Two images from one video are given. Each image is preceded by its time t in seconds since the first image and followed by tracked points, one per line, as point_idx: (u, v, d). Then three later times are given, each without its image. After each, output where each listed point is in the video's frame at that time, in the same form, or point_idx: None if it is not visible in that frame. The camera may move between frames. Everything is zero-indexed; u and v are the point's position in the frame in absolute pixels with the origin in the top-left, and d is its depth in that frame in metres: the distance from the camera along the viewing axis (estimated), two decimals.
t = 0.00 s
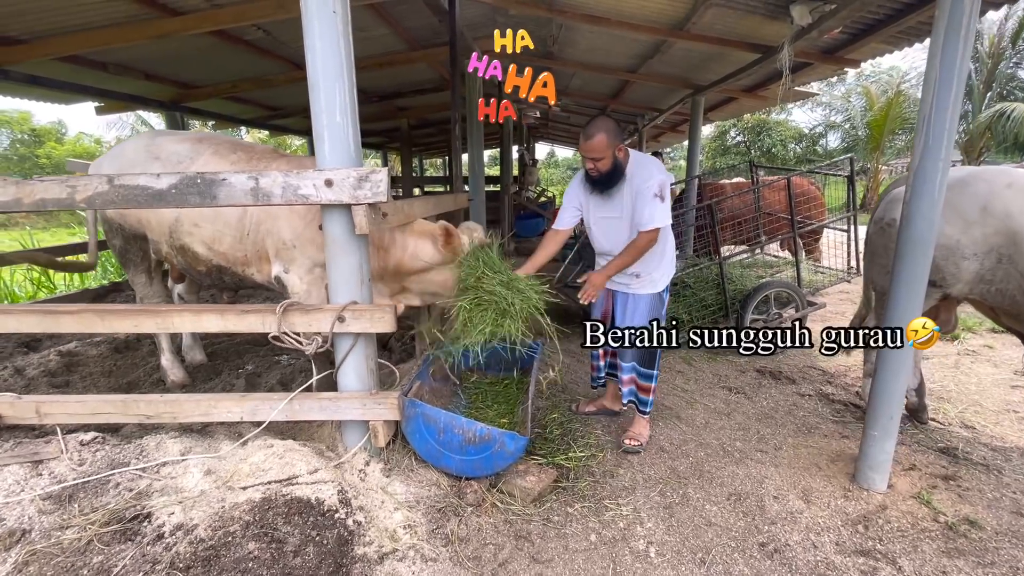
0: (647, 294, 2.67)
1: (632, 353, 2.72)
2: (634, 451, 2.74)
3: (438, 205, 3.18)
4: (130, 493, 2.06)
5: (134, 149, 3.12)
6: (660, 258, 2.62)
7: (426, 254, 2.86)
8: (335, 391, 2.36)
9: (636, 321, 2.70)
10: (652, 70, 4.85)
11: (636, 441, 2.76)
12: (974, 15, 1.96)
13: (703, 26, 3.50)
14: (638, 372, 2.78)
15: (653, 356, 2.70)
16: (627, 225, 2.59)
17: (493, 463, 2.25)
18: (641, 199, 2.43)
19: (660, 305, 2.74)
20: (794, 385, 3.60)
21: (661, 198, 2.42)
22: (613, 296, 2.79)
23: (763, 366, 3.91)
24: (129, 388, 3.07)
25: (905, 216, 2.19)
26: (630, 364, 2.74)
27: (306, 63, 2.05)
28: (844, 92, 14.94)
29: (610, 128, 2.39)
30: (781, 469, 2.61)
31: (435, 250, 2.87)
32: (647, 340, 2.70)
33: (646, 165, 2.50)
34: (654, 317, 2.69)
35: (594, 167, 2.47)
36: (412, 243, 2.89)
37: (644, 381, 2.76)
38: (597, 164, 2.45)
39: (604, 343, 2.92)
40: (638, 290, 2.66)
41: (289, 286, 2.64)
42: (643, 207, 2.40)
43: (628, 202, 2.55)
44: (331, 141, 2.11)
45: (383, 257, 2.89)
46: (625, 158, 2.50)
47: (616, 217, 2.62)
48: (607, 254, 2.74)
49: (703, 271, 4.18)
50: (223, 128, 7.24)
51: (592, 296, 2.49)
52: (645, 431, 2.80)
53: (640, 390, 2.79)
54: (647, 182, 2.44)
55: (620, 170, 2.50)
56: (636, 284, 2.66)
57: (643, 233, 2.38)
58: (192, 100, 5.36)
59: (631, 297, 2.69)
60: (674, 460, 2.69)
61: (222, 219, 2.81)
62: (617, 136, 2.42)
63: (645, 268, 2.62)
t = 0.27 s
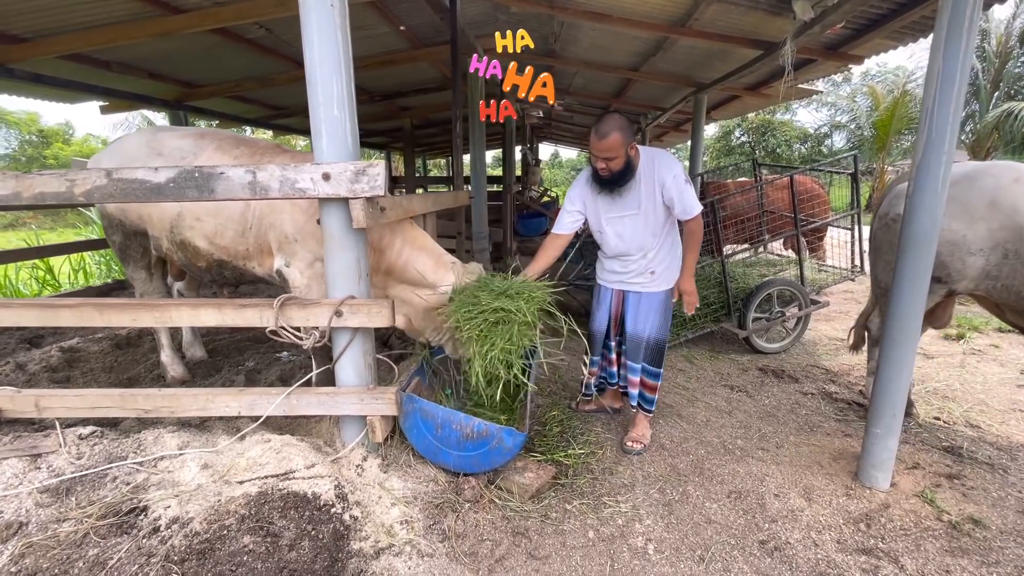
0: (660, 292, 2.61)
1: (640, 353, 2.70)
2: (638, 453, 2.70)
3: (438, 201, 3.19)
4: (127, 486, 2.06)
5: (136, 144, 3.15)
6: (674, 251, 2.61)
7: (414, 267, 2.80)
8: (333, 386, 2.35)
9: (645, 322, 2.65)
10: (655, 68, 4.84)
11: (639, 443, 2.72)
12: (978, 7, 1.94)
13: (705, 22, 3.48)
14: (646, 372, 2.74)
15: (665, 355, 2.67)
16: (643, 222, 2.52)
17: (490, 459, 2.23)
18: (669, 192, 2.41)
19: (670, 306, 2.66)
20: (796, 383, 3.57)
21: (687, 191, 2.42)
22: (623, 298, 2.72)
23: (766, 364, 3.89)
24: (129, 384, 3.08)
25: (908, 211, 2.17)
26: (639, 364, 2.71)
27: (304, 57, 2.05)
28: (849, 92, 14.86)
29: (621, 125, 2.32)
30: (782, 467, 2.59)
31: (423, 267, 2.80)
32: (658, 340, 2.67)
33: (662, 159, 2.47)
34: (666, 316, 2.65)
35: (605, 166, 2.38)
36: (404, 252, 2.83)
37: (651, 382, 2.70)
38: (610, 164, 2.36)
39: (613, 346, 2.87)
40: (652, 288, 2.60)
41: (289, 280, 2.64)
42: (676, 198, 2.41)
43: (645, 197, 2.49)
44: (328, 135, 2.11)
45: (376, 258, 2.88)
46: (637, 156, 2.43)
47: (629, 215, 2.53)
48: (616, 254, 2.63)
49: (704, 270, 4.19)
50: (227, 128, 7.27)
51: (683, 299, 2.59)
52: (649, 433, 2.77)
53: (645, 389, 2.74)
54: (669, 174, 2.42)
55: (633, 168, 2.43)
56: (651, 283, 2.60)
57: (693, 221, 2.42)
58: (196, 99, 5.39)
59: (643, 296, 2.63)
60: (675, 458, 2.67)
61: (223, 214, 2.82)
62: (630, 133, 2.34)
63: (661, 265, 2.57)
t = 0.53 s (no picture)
0: (669, 291, 2.61)
1: (650, 355, 2.68)
2: (637, 453, 2.69)
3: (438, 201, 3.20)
4: (127, 484, 2.08)
5: (139, 145, 3.17)
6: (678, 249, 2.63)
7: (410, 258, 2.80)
8: (333, 385, 2.35)
9: (655, 323, 2.64)
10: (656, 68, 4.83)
11: (639, 443, 2.72)
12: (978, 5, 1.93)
13: (706, 21, 3.47)
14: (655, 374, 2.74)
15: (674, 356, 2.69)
16: (651, 224, 2.48)
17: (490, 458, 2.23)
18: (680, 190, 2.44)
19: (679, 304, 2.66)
20: (798, 383, 3.56)
21: (696, 185, 2.46)
22: (632, 301, 2.69)
23: (768, 364, 3.87)
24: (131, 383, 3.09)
25: (909, 210, 2.16)
26: (649, 366, 2.70)
27: (303, 57, 2.06)
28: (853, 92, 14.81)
29: (626, 128, 2.29)
30: (783, 467, 2.58)
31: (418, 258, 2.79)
32: (668, 341, 2.67)
33: (668, 159, 2.47)
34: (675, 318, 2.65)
35: (607, 173, 2.33)
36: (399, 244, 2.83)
37: (661, 382, 2.71)
38: (610, 171, 2.31)
39: (620, 352, 2.83)
40: (662, 288, 2.59)
41: (289, 279, 2.64)
42: (687, 193, 2.45)
43: (653, 199, 2.46)
44: (327, 135, 2.12)
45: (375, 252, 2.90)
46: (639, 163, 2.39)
47: (638, 218, 2.49)
48: (624, 257, 2.59)
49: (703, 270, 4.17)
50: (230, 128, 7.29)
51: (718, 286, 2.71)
52: (648, 433, 2.77)
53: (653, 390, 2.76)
54: (678, 173, 2.44)
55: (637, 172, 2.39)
56: (661, 282, 2.59)
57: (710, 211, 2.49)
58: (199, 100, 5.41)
59: (654, 297, 2.61)
60: (674, 458, 2.67)
61: (225, 214, 2.83)
62: (631, 139, 2.30)
63: (670, 264, 2.57)
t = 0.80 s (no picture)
0: (671, 292, 2.59)
1: (659, 358, 2.66)
2: (638, 452, 2.69)
3: (439, 200, 3.19)
4: (128, 483, 2.08)
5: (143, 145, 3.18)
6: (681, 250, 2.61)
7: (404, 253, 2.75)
8: (333, 384, 2.35)
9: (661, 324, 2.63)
10: (657, 67, 4.83)
11: (640, 443, 2.71)
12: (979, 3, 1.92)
13: (707, 19, 3.47)
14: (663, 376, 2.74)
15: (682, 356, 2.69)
16: (653, 229, 2.47)
17: (490, 457, 2.23)
18: (682, 195, 2.42)
19: (683, 303, 2.65)
20: (800, 383, 3.55)
21: (698, 189, 2.43)
22: (635, 304, 2.67)
23: (769, 364, 3.87)
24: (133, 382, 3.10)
25: (910, 209, 2.15)
26: (657, 369, 2.68)
27: (303, 56, 2.06)
28: (855, 91, 14.78)
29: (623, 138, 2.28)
30: (784, 467, 2.57)
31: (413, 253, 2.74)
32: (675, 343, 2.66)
33: (669, 163, 2.45)
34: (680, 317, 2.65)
35: (604, 183, 2.34)
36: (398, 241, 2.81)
37: (669, 383, 2.73)
38: (608, 181, 2.32)
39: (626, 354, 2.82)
40: (666, 289, 2.59)
41: (290, 278, 2.64)
42: (690, 197, 2.42)
43: (655, 204, 2.44)
44: (327, 134, 2.12)
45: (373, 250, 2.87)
46: (639, 172, 2.37)
47: (639, 224, 2.47)
48: (627, 260, 2.59)
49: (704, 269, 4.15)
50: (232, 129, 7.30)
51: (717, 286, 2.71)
52: (649, 432, 2.77)
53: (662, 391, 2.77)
54: (680, 178, 2.42)
55: (637, 181, 2.38)
56: (664, 284, 2.59)
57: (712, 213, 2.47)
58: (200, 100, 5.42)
59: (658, 298, 2.60)
60: (675, 457, 2.66)
61: (228, 213, 2.84)
62: (630, 150, 2.28)
63: (673, 266, 2.56)
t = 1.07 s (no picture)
0: (672, 293, 2.59)
1: (663, 358, 2.66)
2: (639, 452, 2.68)
3: (439, 199, 3.19)
4: (130, 482, 2.08)
5: (144, 144, 3.18)
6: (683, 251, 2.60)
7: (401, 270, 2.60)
8: (334, 383, 2.35)
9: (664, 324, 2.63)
10: (658, 66, 4.82)
11: (642, 442, 2.71)
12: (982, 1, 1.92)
13: (708, 18, 3.46)
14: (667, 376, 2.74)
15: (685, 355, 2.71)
16: (652, 232, 2.47)
17: (491, 456, 2.23)
18: (682, 200, 2.40)
19: (683, 301, 2.66)
20: (801, 382, 3.54)
21: (698, 192, 2.41)
22: (636, 304, 2.66)
23: (771, 363, 3.86)
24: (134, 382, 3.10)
25: (911, 208, 2.15)
26: (661, 368, 2.68)
27: (303, 55, 2.06)
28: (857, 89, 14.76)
29: (620, 148, 2.26)
30: (785, 466, 2.57)
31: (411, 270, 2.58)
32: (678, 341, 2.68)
33: (669, 167, 2.42)
34: (682, 315, 2.68)
35: (604, 191, 2.34)
36: (395, 253, 2.66)
37: (674, 383, 2.74)
38: (608, 190, 2.32)
39: (625, 355, 2.84)
40: (667, 290, 2.58)
41: (288, 279, 2.66)
42: (690, 201, 2.40)
43: (653, 207, 2.43)
44: (328, 133, 2.12)
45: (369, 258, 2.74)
46: (638, 179, 2.37)
47: (638, 229, 2.47)
48: (628, 263, 2.59)
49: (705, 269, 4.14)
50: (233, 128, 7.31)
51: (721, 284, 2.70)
52: (650, 431, 2.76)
53: (668, 391, 2.77)
54: (679, 182, 2.39)
55: (636, 187, 2.38)
56: (666, 284, 2.58)
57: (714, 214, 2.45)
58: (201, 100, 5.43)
59: (660, 298, 2.59)
60: (676, 456, 2.66)
61: (228, 213, 2.84)
62: (629, 158, 2.27)
63: (674, 266, 2.56)
